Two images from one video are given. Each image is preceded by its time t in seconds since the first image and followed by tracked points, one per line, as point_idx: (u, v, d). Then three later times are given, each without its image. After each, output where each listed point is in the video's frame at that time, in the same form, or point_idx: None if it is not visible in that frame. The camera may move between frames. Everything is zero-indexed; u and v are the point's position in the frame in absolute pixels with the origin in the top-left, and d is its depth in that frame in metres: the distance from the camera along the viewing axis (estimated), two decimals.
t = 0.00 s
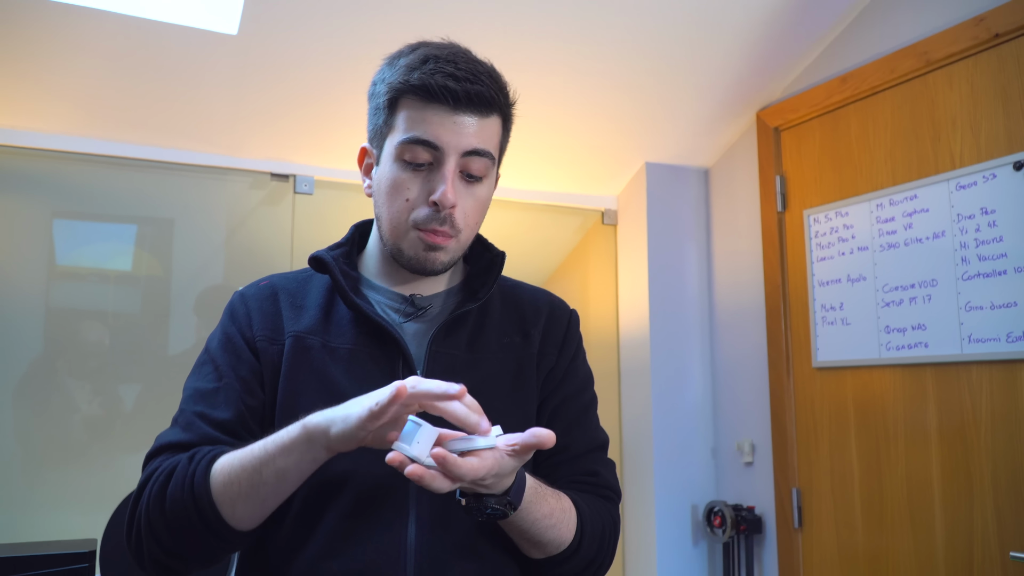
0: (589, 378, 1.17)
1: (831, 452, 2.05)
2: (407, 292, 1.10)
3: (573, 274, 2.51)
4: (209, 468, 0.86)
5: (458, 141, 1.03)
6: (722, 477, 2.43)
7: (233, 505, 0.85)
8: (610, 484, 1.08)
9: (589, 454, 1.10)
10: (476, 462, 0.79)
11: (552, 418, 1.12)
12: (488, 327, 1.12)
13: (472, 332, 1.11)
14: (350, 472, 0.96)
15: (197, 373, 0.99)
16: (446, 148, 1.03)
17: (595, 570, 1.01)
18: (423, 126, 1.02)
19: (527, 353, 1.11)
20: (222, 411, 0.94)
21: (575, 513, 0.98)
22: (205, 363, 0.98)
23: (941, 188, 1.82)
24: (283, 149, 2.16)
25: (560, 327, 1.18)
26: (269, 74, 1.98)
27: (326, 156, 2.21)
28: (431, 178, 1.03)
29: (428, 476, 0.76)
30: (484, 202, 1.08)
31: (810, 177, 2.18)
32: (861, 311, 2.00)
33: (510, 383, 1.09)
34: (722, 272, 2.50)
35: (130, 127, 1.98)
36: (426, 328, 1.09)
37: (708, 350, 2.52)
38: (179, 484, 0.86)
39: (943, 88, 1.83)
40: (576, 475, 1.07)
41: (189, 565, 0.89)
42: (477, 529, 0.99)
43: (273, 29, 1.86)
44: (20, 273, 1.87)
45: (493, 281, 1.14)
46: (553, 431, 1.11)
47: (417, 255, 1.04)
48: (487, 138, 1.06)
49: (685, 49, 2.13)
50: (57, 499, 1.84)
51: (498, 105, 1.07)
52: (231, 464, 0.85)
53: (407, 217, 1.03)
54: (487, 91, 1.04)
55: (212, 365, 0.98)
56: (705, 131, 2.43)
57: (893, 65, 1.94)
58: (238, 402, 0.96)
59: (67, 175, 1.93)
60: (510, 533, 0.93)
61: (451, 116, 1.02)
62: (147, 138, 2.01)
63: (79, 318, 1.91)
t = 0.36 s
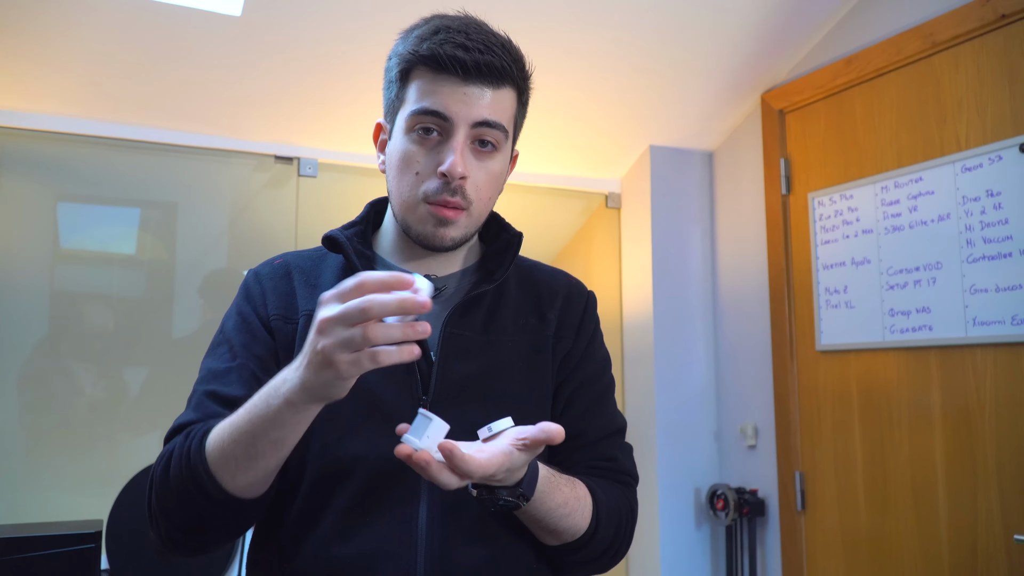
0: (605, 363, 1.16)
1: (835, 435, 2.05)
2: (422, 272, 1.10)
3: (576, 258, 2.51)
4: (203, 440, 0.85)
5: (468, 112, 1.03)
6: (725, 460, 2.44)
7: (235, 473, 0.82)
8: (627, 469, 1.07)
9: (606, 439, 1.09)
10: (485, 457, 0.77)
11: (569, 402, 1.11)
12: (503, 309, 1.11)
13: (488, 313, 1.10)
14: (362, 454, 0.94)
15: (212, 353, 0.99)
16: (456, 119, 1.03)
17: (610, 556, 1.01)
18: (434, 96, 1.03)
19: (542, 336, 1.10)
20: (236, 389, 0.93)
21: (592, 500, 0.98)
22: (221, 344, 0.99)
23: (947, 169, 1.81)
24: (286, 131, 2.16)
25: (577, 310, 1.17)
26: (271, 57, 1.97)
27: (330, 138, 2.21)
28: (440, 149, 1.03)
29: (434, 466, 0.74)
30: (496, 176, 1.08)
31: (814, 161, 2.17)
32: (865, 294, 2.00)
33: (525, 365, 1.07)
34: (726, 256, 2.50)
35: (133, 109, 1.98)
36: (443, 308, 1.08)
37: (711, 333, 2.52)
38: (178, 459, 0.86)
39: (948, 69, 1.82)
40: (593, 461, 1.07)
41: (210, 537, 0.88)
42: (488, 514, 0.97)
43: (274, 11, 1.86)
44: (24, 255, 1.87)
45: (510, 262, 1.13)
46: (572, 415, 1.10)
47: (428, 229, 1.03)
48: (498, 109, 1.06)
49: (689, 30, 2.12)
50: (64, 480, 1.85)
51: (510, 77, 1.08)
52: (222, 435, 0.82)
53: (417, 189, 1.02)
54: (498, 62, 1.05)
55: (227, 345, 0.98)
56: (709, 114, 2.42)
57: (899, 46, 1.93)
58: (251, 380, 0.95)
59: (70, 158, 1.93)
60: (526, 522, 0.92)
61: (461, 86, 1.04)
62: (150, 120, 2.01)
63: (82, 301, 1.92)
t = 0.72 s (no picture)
0: (617, 359, 1.16)
1: (838, 430, 2.06)
2: (429, 268, 1.10)
3: (580, 253, 2.51)
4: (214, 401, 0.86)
5: (459, 97, 1.03)
6: (729, 455, 2.44)
7: (255, 423, 0.83)
8: (643, 464, 1.09)
9: (619, 436, 1.10)
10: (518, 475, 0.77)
11: (581, 397, 1.11)
12: (511, 305, 1.11)
13: (497, 309, 1.10)
14: (372, 450, 0.94)
15: (225, 347, 0.99)
16: (447, 106, 1.03)
17: (629, 551, 1.03)
18: (424, 86, 1.03)
19: (551, 332, 1.10)
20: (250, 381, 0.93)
21: (611, 499, 0.99)
22: (233, 337, 0.99)
23: (950, 165, 1.82)
24: (291, 125, 2.16)
25: (585, 305, 1.16)
26: (277, 51, 1.97)
27: (334, 132, 2.21)
28: (434, 137, 1.03)
29: (473, 482, 0.74)
30: (494, 161, 1.07)
31: (818, 156, 2.17)
32: (868, 290, 2.00)
33: (534, 361, 1.07)
34: (730, 251, 2.50)
35: (138, 102, 1.98)
36: (450, 304, 1.09)
37: (715, 329, 2.52)
38: (189, 425, 0.86)
39: (951, 64, 1.82)
40: (611, 458, 1.07)
41: (228, 510, 0.87)
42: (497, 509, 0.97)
43: (280, 5, 1.86)
44: (30, 247, 1.87)
45: (518, 257, 1.13)
46: (586, 413, 1.10)
47: (430, 220, 1.02)
48: (489, 93, 1.06)
49: (694, 24, 2.12)
50: (69, 474, 1.85)
51: (499, 61, 1.08)
52: (235, 389, 0.83)
53: (415, 180, 1.02)
54: (485, 46, 1.05)
55: (239, 338, 0.98)
56: (713, 108, 2.42)
57: (902, 41, 1.93)
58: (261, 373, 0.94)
59: (73, 151, 1.93)
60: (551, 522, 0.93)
61: (449, 73, 1.04)
62: (155, 114, 2.01)
63: (86, 294, 1.91)
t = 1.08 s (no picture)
0: (620, 367, 1.17)
1: (838, 436, 2.06)
2: (435, 275, 1.10)
3: (581, 259, 2.53)
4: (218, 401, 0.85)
5: (463, 105, 1.04)
6: (730, 461, 2.45)
7: (261, 418, 0.82)
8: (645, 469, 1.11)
9: (622, 443, 1.11)
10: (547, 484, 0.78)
11: (586, 404, 1.12)
12: (517, 312, 1.12)
13: (503, 316, 1.11)
14: (384, 458, 0.94)
15: (233, 352, 0.98)
16: (453, 114, 1.03)
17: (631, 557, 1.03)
18: (428, 95, 1.04)
19: (557, 339, 1.10)
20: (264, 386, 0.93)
21: (618, 504, 1.00)
22: (240, 342, 0.98)
23: (949, 173, 1.83)
24: (294, 133, 2.17)
25: (589, 313, 1.17)
26: (280, 59, 1.98)
27: (337, 140, 2.22)
28: (440, 146, 1.03)
29: (507, 486, 0.75)
30: (500, 167, 1.08)
31: (818, 164, 2.19)
32: (868, 296, 2.01)
33: (541, 368, 1.08)
34: (730, 258, 2.51)
35: (140, 109, 1.98)
36: (457, 312, 1.09)
37: (716, 334, 2.53)
38: (195, 425, 0.85)
39: (950, 73, 1.84)
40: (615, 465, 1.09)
41: (236, 512, 0.85)
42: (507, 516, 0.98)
43: (284, 14, 1.86)
44: (32, 253, 1.87)
45: (527, 264, 1.13)
46: (592, 422, 1.11)
47: (438, 227, 1.03)
48: (493, 100, 1.06)
49: (695, 32, 2.13)
50: (69, 480, 1.85)
51: (502, 68, 1.08)
52: (239, 387, 0.82)
53: (422, 189, 1.02)
54: (487, 54, 1.06)
55: (247, 343, 0.98)
56: (714, 116, 2.44)
57: (902, 50, 1.95)
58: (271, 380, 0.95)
59: (75, 157, 1.93)
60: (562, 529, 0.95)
61: (453, 82, 1.04)
62: (157, 120, 2.02)
63: (87, 299, 1.91)
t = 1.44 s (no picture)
0: (628, 380, 1.17)
1: (837, 444, 2.07)
2: (446, 284, 1.11)
3: (580, 267, 2.54)
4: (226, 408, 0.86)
5: (472, 116, 1.04)
6: (730, 469, 2.45)
7: (265, 423, 0.82)
8: (652, 481, 1.11)
9: (629, 456, 1.11)
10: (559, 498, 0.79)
11: (596, 416, 1.12)
12: (527, 323, 1.12)
13: (512, 328, 1.11)
14: (395, 468, 0.94)
15: (242, 358, 0.98)
16: (461, 125, 1.04)
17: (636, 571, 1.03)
18: (437, 105, 1.04)
19: (566, 350, 1.11)
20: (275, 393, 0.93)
21: (626, 518, 1.01)
22: (251, 349, 0.99)
23: (947, 182, 1.84)
24: (296, 142, 2.18)
25: (598, 326, 1.17)
26: (282, 68, 1.99)
27: (339, 149, 2.23)
28: (448, 155, 1.04)
29: (521, 501, 0.76)
30: (507, 178, 1.08)
31: (817, 173, 2.20)
32: (867, 305, 2.02)
33: (550, 379, 1.08)
34: (730, 266, 2.52)
35: (141, 117, 1.98)
36: (467, 322, 1.10)
37: (716, 343, 2.54)
38: (203, 432, 0.85)
39: (948, 83, 1.85)
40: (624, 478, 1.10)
41: (241, 519, 0.85)
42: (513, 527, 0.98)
43: (286, 24, 1.87)
44: (31, 261, 1.87)
45: (537, 275, 1.14)
46: (601, 432, 1.11)
47: (445, 236, 1.03)
48: (501, 111, 1.07)
49: (695, 42, 2.15)
50: (67, 487, 1.85)
51: (511, 79, 1.09)
52: (246, 393, 0.83)
53: (430, 197, 1.03)
54: (497, 65, 1.06)
55: (258, 351, 0.98)
56: (713, 125, 2.45)
57: (900, 61, 1.96)
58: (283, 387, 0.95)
59: (75, 164, 1.93)
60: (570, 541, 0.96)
61: (461, 92, 1.05)
62: (157, 128, 2.02)
63: (86, 307, 1.91)
